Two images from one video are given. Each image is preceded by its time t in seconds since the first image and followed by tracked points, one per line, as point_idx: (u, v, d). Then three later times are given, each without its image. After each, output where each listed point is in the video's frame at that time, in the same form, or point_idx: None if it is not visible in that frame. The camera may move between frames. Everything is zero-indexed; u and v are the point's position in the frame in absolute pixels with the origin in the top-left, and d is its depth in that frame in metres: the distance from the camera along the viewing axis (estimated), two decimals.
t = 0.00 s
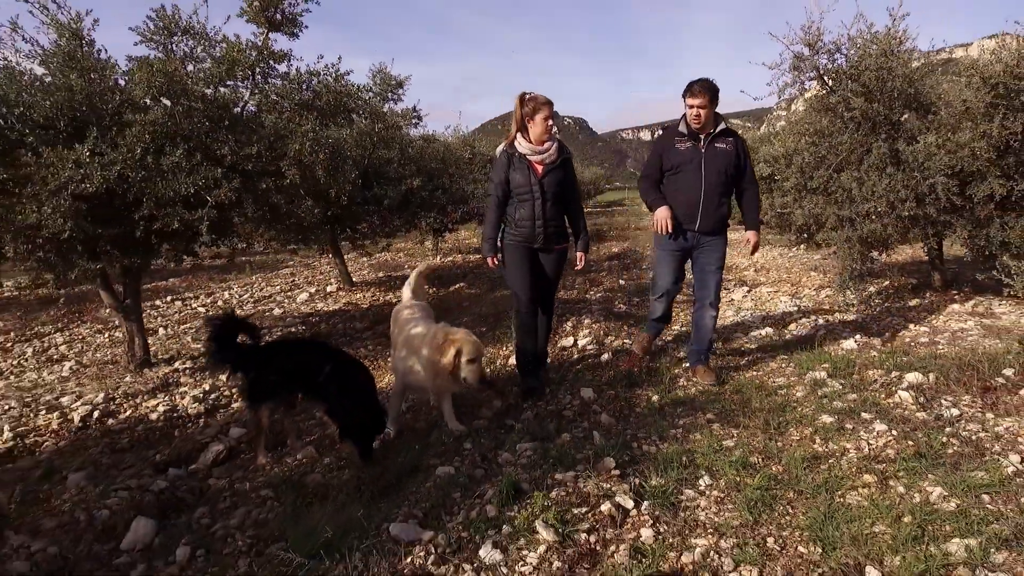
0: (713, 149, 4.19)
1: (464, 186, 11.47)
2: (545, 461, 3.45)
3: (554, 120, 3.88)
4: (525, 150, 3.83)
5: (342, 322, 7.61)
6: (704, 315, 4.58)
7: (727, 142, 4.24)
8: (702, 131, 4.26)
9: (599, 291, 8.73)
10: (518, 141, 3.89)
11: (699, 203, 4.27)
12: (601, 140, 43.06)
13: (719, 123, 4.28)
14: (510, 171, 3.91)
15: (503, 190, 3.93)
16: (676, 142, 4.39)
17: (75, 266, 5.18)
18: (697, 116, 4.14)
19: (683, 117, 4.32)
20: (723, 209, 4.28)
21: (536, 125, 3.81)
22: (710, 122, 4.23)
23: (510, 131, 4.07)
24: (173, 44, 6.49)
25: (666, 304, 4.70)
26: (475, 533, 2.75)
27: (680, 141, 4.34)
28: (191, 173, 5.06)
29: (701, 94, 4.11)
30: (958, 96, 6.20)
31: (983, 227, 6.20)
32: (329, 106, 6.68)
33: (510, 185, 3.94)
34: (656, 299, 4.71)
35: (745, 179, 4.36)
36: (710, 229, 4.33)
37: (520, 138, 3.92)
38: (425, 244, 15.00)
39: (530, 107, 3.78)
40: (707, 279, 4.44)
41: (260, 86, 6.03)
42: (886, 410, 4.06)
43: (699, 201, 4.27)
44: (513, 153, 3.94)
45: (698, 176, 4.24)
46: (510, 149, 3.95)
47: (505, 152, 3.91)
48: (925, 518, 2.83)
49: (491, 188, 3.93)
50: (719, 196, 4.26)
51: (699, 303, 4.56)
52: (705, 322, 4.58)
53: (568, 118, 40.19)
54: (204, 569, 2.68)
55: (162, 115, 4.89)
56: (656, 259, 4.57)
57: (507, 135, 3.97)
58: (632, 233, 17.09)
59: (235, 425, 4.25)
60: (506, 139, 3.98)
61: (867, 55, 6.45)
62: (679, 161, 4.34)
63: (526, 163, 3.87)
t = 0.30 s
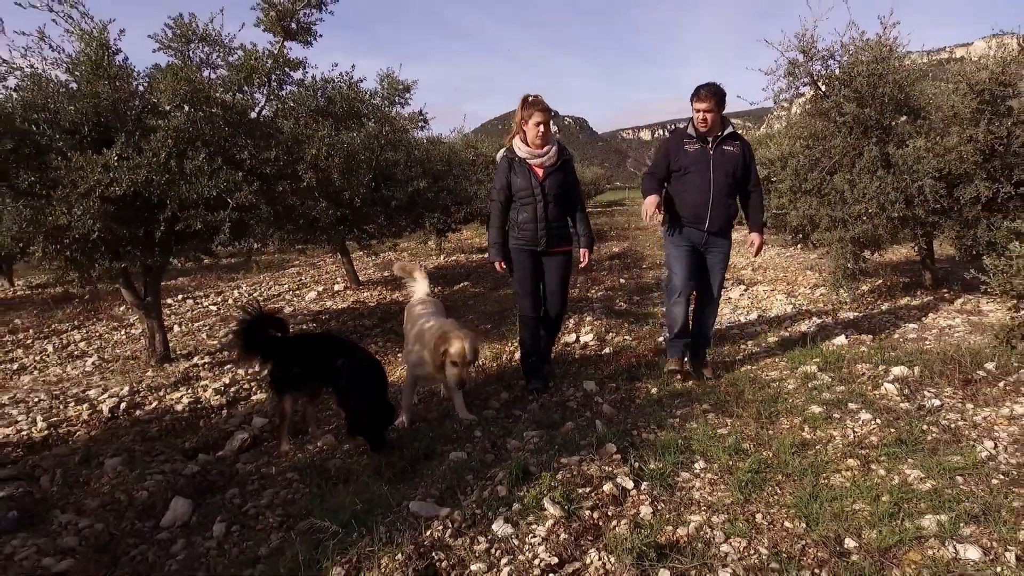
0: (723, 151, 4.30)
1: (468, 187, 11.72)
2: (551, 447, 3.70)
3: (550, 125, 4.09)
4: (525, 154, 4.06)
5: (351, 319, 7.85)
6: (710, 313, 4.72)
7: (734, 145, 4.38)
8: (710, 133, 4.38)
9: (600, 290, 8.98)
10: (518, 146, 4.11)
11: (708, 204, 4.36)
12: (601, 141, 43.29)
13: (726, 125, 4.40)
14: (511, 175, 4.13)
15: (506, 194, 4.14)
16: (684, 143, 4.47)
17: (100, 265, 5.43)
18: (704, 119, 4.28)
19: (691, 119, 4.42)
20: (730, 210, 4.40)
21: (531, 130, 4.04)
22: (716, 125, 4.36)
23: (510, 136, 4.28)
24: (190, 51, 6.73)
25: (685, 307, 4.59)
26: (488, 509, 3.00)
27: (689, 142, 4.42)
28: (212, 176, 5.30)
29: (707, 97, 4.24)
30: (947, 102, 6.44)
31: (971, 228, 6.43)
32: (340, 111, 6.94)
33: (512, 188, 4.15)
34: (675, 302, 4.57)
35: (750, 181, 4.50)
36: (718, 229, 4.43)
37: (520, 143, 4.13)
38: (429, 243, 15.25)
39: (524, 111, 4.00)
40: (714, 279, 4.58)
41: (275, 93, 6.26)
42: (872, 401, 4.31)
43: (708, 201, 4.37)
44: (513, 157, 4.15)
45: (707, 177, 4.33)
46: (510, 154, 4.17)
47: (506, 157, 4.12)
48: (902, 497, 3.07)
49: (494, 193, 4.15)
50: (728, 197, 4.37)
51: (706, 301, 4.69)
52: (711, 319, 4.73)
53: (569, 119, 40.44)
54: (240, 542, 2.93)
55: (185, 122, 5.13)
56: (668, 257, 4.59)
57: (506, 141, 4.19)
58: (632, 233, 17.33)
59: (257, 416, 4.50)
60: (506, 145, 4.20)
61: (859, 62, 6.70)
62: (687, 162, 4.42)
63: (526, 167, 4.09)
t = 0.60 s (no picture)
0: (722, 159, 4.30)
1: (470, 190, 11.92)
2: (554, 440, 3.90)
3: (553, 132, 4.20)
4: (529, 160, 4.19)
5: (358, 319, 8.06)
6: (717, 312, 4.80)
7: (734, 153, 4.38)
8: (709, 143, 4.38)
9: (601, 290, 9.18)
10: (522, 152, 4.24)
11: (709, 212, 4.37)
12: (602, 142, 43.52)
13: (726, 133, 4.40)
14: (514, 180, 4.27)
15: (509, 199, 4.29)
16: (684, 152, 4.50)
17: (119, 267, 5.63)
18: (702, 128, 4.30)
19: (690, 129, 4.45)
20: (732, 217, 4.40)
21: (533, 138, 4.16)
22: (716, 134, 4.36)
23: (515, 139, 4.39)
24: (202, 59, 6.92)
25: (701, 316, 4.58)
26: (496, 498, 3.20)
27: (688, 152, 4.45)
28: (227, 181, 5.50)
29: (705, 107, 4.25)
30: (937, 108, 6.64)
31: (961, 230, 6.63)
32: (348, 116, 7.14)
33: (515, 193, 4.30)
34: (691, 312, 4.58)
35: (752, 189, 4.48)
36: (722, 237, 4.42)
37: (524, 149, 4.26)
38: (432, 244, 15.45)
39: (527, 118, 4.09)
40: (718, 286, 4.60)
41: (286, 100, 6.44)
42: (861, 398, 4.51)
43: (710, 210, 4.37)
44: (516, 162, 4.27)
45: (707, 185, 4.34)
46: (513, 158, 4.30)
47: (510, 161, 4.25)
48: (885, 485, 3.28)
49: (497, 197, 4.31)
50: (730, 205, 4.37)
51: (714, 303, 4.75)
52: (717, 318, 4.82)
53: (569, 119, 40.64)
54: (264, 528, 3.13)
55: (201, 129, 5.35)
56: (675, 267, 4.60)
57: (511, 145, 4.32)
58: (632, 233, 17.52)
59: (272, 412, 4.70)
60: (510, 149, 4.33)
61: (852, 70, 6.91)
62: (687, 171, 4.44)
63: (529, 173, 4.23)
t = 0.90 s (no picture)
0: (724, 164, 4.32)
1: (474, 191, 12.13)
2: (561, 432, 4.10)
3: (564, 140, 4.32)
4: (538, 167, 4.34)
5: (366, 318, 8.26)
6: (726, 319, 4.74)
7: (735, 157, 4.40)
8: (709, 148, 4.40)
9: (603, 290, 9.38)
10: (532, 158, 4.38)
11: (716, 217, 4.34)
12: (602, 142, 43.70)
13: (725, 139, 4.44)
14: (524, 186, 4.42)
15: (517, 203, 4.44)
16: (685, 160, 4.52)
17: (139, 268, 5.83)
18: (701, 135, 4.32)
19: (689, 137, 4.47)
20: (738, 221, 4.39)
21: (544, 145, 4.30)
22: (715, 139, 4.38)
23: (528, 145, 4.53)
24: (216, 66, 7.12)
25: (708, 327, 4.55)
26: (507, 485, 3.41)
27: (689, 159, 4.46)
28: (244, 185, 5.67)
29: (701, 114, 4.28)
30: (930, 113, 6.84)
31: (953, 232, 6.82)
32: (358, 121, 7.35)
33: (523, 198, 4.45)
34: (698, 323, 4.52)
35: (754, 192, 4.49)
36: (730, 242, 4.39)
37: (534, 155, 4.40)
38: (436, 245, 15.66)
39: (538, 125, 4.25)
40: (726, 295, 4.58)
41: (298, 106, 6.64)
42: (853, 393, 4.71)
43: (715, 215, 4.34)
44: (526, 168, 4.42)
45: (712, 191, 4.33)
46: (524, 164, 4.45)
47: (520, 167, 4.40)
48: (873, 474, 3.48)
49: (506, 201, 4.46)
50: (735, 209, 4.36)
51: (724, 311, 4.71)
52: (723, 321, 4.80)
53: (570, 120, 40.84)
54: (289, 513, 3.33)
55: (218, 135, 5.54)
56: (681, 276, 4.53)
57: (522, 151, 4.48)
58: (633, 233, 17.72)
59: (289, 406, 4.91)
60: (521, 155, 4.48)
61: (848, 76, 7.12)
62: (690, 178, 4.44)
63: (538, 179, 4.37)
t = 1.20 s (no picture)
0: (731, 163, 4.37)
1: (479, 191, 12.31)
2: (570, 423, 4.28)
3: (582, 140, 4.32)
4: (554, 165, 4.37)
5: (375, 315, 8.44)
6: (741, 319, 4.57)
7: (743, 156, 4.43)
8: (716, 147, 4.43)
9: (606, 288, 9.56)
10: (549, 157, 4.41)
11: (721, 216, 4.40)
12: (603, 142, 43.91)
13: (732, 137, 4.46)
14: (538, 184, 4.45)
15: (531, 201, 4.48)
16: (692, 159, 4.54)
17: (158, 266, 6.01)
18: (708, 133, 4.32)
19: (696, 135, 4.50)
20: (744, 220, 4.44)
21: (561, 144, 4.32)
22: (722, 138, 4.41)
23: (546, 143, 4.57)
24: (230, 68, 7.29)
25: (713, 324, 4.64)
26: (521, 471, 3.59)
27: (697, 157, 4.50)
28: (262, 186, 5.88)
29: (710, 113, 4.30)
30: (926, 116, 7.01)
31: (949, 231, 6.99)
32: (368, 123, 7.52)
33: (537, 196, 4.48)
34: (702, 320, 4.59)
35: (761, 191, 4.53)
36: (735, 240, 4.45)
37: (551, 153, 4.44)
38: (440, 244, 15.85)
39: (556, 123, 4.28)
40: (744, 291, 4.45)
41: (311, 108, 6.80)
42: (851, 385, 4.89)
43: (722, 213, 4.40)
44: (542, 166, 4.46)
45: (718, 190, 4.37)
46: (540, 161, 4.49)
47: (536, 164, 4.45)
48: (869, 460, 3.65)
49: (521, 198, 4.52)
50: (741, 208, 4.41)
51: (736, 307, 4.57)
52: (741, 323, 4.57)
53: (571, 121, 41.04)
54: (314, 497, 3.51)
55: (235, 137, 5.73)
56: (687, 273, 4.61)
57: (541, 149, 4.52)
58: (635, 233, 17.91)
59: (307, 399, 5.08)
60: (539, 152, 4.51)
61: (847, 79, 7.30)
62: (697, 176, 4.49)
63: (552, 178, 4.40)
